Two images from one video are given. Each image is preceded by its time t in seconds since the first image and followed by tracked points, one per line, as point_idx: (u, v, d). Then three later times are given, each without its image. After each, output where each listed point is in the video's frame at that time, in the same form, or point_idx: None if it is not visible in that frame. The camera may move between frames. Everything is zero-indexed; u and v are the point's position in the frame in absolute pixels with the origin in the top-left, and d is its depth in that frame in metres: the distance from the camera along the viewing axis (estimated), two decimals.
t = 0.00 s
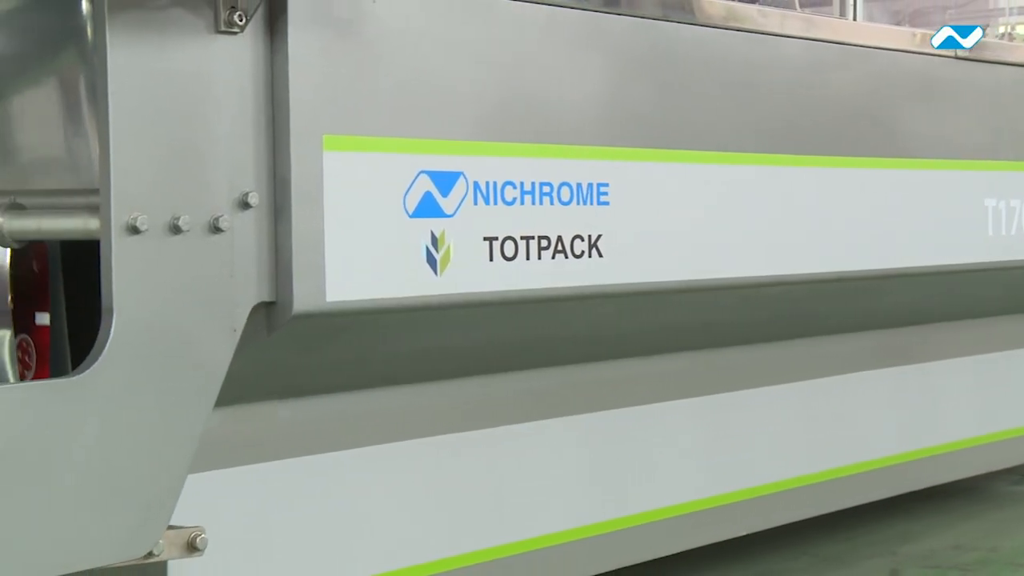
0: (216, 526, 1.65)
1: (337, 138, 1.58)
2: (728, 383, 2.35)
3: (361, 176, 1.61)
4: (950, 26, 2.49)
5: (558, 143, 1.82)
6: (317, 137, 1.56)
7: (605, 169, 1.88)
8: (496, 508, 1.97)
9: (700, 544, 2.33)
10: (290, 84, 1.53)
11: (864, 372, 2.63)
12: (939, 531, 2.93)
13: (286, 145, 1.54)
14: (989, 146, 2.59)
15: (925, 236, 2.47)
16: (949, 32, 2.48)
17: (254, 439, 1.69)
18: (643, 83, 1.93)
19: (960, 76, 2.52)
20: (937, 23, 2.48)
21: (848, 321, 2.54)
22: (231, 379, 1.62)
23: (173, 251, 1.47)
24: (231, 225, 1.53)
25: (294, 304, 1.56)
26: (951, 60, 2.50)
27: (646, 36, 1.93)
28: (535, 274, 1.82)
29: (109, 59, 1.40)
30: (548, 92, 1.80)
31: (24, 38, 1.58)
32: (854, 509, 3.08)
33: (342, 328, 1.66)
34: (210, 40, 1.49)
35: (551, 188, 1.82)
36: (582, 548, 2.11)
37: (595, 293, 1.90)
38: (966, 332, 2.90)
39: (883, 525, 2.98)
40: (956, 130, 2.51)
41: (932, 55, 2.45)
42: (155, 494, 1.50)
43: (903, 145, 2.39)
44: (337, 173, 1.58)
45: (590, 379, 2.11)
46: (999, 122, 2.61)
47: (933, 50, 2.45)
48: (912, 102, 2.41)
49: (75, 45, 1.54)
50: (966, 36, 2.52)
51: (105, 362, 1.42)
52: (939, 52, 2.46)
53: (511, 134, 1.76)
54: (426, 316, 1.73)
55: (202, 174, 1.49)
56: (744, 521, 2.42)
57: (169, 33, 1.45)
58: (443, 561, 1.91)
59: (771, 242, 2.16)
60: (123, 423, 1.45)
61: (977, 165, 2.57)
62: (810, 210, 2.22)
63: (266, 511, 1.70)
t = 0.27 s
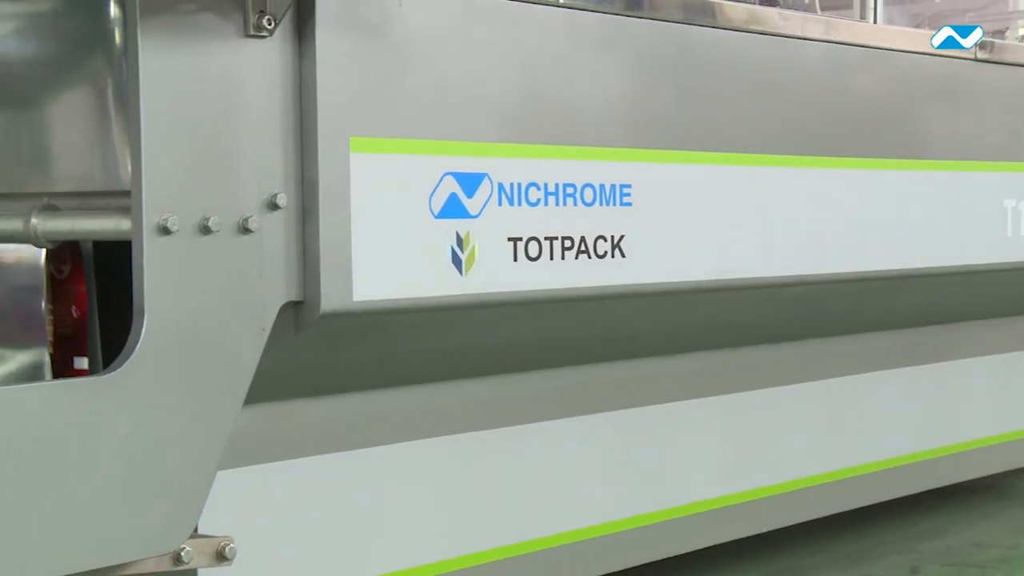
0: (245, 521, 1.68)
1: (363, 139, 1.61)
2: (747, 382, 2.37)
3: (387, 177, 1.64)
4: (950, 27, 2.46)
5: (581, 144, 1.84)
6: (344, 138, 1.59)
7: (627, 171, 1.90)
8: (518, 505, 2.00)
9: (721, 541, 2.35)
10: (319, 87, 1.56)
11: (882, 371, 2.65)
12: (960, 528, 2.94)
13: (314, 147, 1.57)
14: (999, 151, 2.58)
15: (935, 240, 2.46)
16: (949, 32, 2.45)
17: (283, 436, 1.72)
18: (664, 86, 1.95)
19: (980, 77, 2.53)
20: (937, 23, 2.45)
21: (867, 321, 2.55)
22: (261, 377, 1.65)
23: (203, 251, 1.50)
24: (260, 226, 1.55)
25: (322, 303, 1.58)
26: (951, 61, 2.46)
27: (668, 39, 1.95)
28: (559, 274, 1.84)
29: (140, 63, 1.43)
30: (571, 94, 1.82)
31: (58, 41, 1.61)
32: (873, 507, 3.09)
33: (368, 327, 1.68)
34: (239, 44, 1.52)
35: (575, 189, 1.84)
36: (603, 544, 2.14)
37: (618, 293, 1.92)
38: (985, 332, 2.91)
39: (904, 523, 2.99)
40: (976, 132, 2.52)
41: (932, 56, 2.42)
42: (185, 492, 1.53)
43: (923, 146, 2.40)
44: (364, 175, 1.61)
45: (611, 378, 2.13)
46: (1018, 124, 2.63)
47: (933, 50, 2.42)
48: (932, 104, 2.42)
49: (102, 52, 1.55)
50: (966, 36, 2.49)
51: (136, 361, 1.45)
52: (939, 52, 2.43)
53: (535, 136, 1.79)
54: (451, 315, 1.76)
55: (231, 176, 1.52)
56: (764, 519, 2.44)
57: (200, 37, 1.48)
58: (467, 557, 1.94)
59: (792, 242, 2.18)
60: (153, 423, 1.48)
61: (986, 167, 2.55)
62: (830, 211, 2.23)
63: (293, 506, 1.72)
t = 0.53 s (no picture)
0: (278, 517, 1.71)
1: (394, 141, 1.63)
2: (769, 381, 2.40)
3: (417, 179, 1.67)
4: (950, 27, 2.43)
5: (608, 146, 1.87)
6: (376, 140, 1.62)
7: (653, 172, 1.93)
8: (545, 502, 2.02)
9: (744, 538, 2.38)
10: (351, 91, 1.59)
11: (901, 370, 2.68)
12: (982, 525, 2.95)
13: (346, 148, 1.59)
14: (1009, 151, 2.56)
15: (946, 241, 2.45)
16: (949, 32, 2.42)
17: (316, 433, 1.75)
18: (690, 89, 1.97)
19: (1004, 79, 2.54)
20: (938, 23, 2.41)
21: (888, 320, 2.57)
22: (294, 375, 1.68)
23: (237, 251, 1.54)
24: (293, 226, 1.58)
25: (354, 303, 1.61)
26: (951, 61, 2.42)
27: (694, 42, 1.97)
28: (586, 274, 1.86)
29: (176, 67, 1.46)
30: (597, 97, 1.85)
31: (94, 45, 1.64)
32: (896, 504, 3.11)
33: (399, 326, 1.71)
34: (272, 48, 1.55)
35: (602, 190, 1.87)
36: (628, 540, 2.16)
37: (644, 292, 1.94)
38: (1002, 332, 2.94)
39: (927, 520, 3.00)
40: (999, 133, 2.53)
41: (933, 56, 2.38)
42: (218, 488, 1.56)
43: (945, 147, 2.42)
44: (395, 177, 1.64)
45: (635, 377, 2.16)
46: None
47: (933, 51, 2.38)
48: (956, 105, 2.44)
49: (139, 56, 1.58)
50: (966, 36, 2.45)
51: (172, 359, 1.48)
52: (940, 52, 2.39)
53: (562, 137, 1.81)
54: (479, 314, 1.78)
55: (264, 177, 1.55)
56: (787, 516, 2.46)
57: (236, 42, 1.51)
58: (496, 553, 1.96)
59: (815, 243, 2.20)
60: (189, 421, 1.51)
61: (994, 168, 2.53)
62: (854, 211, 2.25)
63: (325, 502, 1.75)
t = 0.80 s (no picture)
0: (309, 512, 1.74)
1: (422, 144, 1.66)
2: (789, 379, 2.42)
3: (445, 180, 1.70)
4: (950, 26, 2.40)
5: (632, 148, 1.89)
6: (404, 143, 1.65)
7: (677, 174, 1.96)
8: (568, 498, 2.05)
9: (764, 534, 2.41)
10: (380, 94, 1.62)
11: (921, 369, 2.71)
12: (1003, 523, 2.97)
13: (375, 150, 1.62)
14: (1014, 148, 2.55)
15: (952, 240, 2.44)
16: (949, 32, 2.39)
17: (345, 429, 1.78)
18: (713, 92, 2.00)
19: None
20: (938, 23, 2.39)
21: (907, 319, 2.60)
22: (324, 372, 1.71)
23: (269, 251, 1.56)
24: (323, 227, 1.62)
25: (382, 302, 1.64)
26: (951, 62, 2.40)
27: (716, 45, 1.99)
28: (610, 274, 1.89)
29: (209, 71, 1.49)
30: (621, 99, 1.87)
31: (127, 49, 1.67)
32: (916, 501, 3.12)
33: (426, 324, 1.74)
34: (303, 52, 1.58)
35: (627, 191, 1.89)
36: (650, 536, 2.19)
37: (668, 292, 1.97)
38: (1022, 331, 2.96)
39: (947, 517, 3.02)
40: (1019, 134, 2.55)
41: (933, 57, 2.35)
42: (251, 483, 1.59)
43: (965, 148, 2.44)
44: (423, 178, 1.67)
45: (657, 375, 2.18)
46: None
47: (933, 51, 2.36)
48: (976, 107, 2.46)
49: (173, 60, 1.61)
50: (967, 36, 2.43)
51: (206, 356, 1.51)
52: (939, 52, 2.37)
53: (587, 140, 1.84)
54: (505, 314, 1.81)
55: (295, 179, 1.58)
56: (807, 513, 2.48)
57: (268, 46, 1.54)
58: (521, 548, 1.99)
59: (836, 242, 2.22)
60: (222, 417, 1.54)
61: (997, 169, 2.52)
62: (874, 211, 2.27)
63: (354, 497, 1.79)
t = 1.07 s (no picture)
0: (333, 508, 1.77)
1: (444, 146, 1.69)
2: (807, 378, 2.44)
3: (467, 182, 1.72)
4: (951, 26, 2.37)
5: (650, 150, 1.92)
6: (427, 145, 1.67)
7: (695, 175, 1.98)
8: (588, 495, 2.08)
9: (781, 532, 2.42)
10: (403, 96, 1.64)
11: (937, 368, 2.72)
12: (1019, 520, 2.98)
13: (399, 152, 1.65)
14: (1017, 147, 2.53)
15: (958, 243, 2.44)
16: (949, 32, 2.36)
17: (369, 427, 1.80)
18: (732, 94, 2.01)
19: None
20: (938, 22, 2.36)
21: (923, 319, 2.61)
22: (348, 370, 1.73)
23: (295, 252, 1.59)
24: (347, 228, 1.64)
25: (405, 302, 1.67)
26: (960, 62, 2.40)
27: (735, 48, 2.01)
28: (630, 274, 1.91)
29: (236, 74, 1.51)
30: (641, 101, 1.89)
31: (155, 53, 1.70)
32: (933, 499, 3.14)
33: (449, 324, 1.76)
34: (328, 55, 1.60)
35: (646, 192, 1.92)
36: (667, 533, 2.21)
37: (687, 292, 1.99)
38: None
39: (964, 514, 3.03)
40: None
41: (930, 56, 2.33)
42: (277, 480, 1.62)
43: (981, 149, 2.46)
44: (445, 179, 1.69)
45: (675, 374, 2.20)
46: None
47: (932, 51, 2.33)
48: (992, 109, 2.47)
49: (200, 64, 1.65)
50: (967, 36, 2.40)
51: (232, 354, 1.54)
52: (938, 52, 2.35)
53: (607, 141, 1.86)
54: (526, 313, 1.84)
55: (320, 181, 1.61)
56: (824, 511, 2.50)
57: (293, 49, 1.57)
58: (543, 545, 2.02)
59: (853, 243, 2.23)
60: (248, 415, 1.56)
61: (999, 170, 2.50)
62: (891, 212, 2.29)
63: (378, 494, 1.81)
